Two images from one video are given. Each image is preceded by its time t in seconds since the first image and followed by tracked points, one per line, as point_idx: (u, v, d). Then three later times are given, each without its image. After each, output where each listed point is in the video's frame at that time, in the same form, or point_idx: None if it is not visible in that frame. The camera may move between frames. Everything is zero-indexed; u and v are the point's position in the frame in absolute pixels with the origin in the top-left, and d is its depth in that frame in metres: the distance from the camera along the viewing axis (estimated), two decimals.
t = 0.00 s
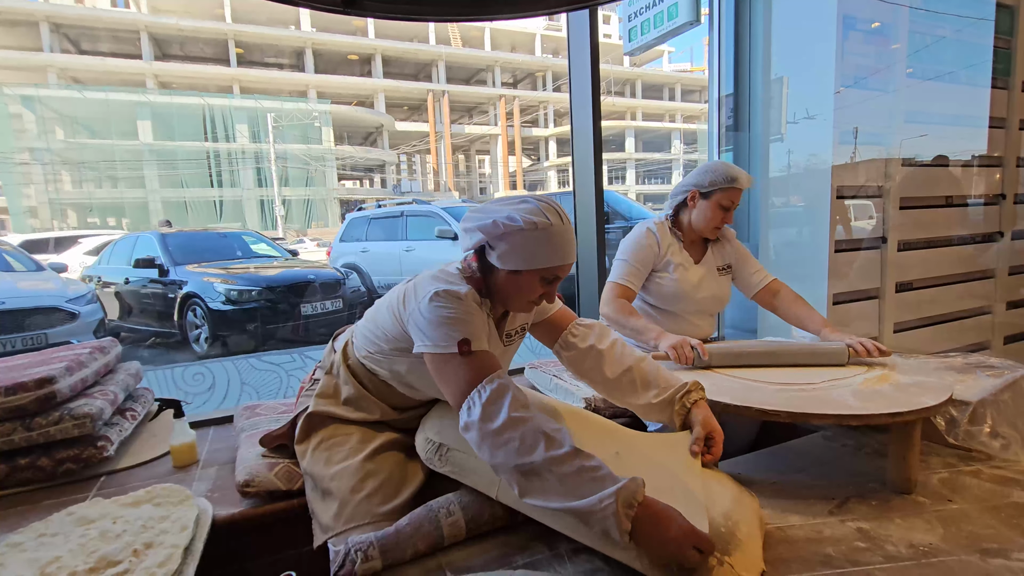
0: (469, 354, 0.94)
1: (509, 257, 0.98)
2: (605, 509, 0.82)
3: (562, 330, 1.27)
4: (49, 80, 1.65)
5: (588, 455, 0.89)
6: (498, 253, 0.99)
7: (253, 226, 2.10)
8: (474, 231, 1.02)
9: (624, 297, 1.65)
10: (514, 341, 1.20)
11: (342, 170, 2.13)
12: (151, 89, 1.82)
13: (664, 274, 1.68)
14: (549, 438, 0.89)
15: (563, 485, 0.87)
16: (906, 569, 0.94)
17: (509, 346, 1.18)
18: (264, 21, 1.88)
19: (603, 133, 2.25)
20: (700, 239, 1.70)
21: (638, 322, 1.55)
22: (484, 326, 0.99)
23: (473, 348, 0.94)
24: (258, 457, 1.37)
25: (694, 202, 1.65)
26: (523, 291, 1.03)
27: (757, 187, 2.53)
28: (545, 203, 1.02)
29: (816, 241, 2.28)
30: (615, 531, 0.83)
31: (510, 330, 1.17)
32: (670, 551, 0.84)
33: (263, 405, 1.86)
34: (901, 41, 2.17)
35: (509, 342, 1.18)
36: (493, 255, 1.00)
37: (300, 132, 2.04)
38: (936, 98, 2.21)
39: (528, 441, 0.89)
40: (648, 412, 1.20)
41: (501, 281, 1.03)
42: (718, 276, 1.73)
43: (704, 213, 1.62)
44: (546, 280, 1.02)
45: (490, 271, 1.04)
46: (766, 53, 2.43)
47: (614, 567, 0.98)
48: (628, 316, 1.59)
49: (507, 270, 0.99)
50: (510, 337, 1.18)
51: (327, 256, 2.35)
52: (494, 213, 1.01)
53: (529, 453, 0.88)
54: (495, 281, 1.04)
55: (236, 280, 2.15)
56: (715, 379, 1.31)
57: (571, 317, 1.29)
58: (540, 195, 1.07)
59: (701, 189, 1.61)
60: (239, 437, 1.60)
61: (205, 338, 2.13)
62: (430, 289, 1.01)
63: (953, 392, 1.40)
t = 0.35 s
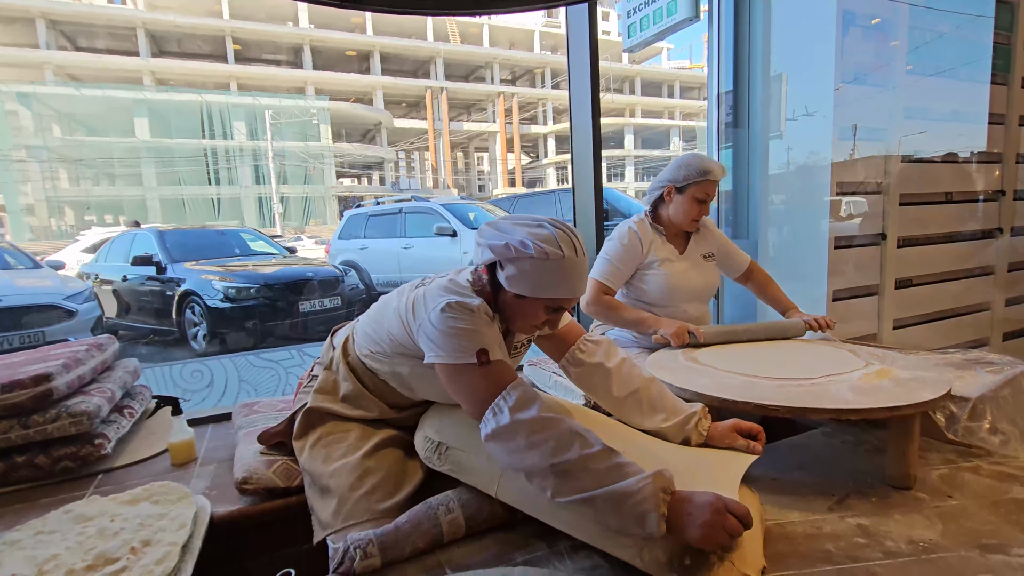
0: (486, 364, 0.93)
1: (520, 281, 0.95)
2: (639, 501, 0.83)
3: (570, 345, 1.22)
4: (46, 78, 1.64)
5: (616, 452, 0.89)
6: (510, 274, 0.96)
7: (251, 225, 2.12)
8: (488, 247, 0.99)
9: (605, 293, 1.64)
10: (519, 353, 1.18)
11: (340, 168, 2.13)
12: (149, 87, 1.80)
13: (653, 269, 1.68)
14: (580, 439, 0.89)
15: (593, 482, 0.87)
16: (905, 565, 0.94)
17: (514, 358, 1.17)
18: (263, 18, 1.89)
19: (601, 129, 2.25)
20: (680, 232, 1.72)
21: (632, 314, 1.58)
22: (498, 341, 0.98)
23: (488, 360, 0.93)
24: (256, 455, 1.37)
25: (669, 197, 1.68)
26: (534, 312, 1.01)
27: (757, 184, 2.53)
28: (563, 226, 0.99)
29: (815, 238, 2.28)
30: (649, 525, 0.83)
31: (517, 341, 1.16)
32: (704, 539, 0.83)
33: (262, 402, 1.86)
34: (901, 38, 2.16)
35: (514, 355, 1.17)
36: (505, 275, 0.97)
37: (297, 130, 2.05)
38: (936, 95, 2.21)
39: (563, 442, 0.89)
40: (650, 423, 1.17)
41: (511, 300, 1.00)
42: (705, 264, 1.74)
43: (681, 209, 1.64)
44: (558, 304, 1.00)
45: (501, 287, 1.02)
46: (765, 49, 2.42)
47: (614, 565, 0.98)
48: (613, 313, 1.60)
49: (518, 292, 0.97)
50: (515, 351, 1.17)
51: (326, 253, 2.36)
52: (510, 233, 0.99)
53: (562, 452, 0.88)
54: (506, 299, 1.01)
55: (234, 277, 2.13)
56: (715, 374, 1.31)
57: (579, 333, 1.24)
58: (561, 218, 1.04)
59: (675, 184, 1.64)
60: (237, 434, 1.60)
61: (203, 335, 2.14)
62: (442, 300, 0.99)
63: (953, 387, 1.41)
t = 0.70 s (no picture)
0: (485, 365, 0.92)
1: (519, 282, 0.94)
2: (635, 519, 0.83)
3: (578, 354, 1.22)
4: (42, 76, 1.62)
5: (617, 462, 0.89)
6: (511, 275, 0.95)
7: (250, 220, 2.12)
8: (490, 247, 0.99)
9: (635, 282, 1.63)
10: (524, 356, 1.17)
11: (338, 165, 2.14)
12: (145, 84, 1.79)
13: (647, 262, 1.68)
14: (578, 445, 0.89)
15: (590, 493, 0.87)
16: (905, 560, 0.94)
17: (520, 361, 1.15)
18: (258, 14, 1.93)
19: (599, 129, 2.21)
20: (662, 229, 1.74)
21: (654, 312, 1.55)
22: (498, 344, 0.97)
23: (487, 362, 0.93)
24: (255, 452, 1.37)
25: (643, 195, 1.71)
26: (537, 313, 1.00)
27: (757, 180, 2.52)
28: (563, 228, 0.98)
29: (815, 235, 2.28)
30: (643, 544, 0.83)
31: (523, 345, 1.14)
32: (693, 574, 0.81)
33: (262, 400, 1.85)
34: (900, 33, 2.15)
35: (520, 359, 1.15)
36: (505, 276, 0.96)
37: (295, 126, 2.01)
38: (934, 90, 2.20)
39: (559, 450, 0.88)
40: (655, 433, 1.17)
41: (512, 302, 0.99)
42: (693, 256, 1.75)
43: (650, 206, 1.69)
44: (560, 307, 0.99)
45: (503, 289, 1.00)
46: (764, 46, 2.41)
47: (614, 561, 0.98)
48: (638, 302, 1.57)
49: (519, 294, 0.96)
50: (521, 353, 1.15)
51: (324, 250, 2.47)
52: (511, 233, 0.97)
53: (559, 461, 0.88)
54: (508, 301, 1.00)
55: (232, 274, 2.14)
56: (713, 371, 1.31)
57: (586, 341, 1.23)
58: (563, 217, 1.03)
59: (645, 183, 1.67)
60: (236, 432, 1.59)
61: (201, 333, 2.14)
62: (443, 300, 0.98)
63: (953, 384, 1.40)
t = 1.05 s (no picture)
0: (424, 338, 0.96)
1: (485, 231, 0.98)
2: (524, 497, 0.86)
3: (537, 327, 1.37)
4: (38, 71, 1.64)
5: (510, 438, 0.92)
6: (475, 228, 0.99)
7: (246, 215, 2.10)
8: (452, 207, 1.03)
9: (596, 277, 1.64)
10: (508, 323, 1.20)
11: (336, 163, 2.10)
12: (142, 80, 1.78)
13: (644, 261, 1.70)
14: (472, 428, 0.93)
15: (488, 471, 0.91)
16: (904, 555, 0.94)
17: (503, 328, 1.19)
18: (257, 9, 1.90)
19: (598, 122, 2.22)
20: (658, 227, 1.74)
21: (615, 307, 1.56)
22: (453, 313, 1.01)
23: (428, 334, 0.96)
24: (254, 449, 1.37)
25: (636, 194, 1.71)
26: (502, 267, 1.03)
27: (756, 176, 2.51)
28: (525, 173, 1.01)
29: (813, 232, 2.28)
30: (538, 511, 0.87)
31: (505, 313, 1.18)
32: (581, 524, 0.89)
33: (260, 397, 1.85)
34: (900, 29, 2.14)
35: (503, 325, 1.19)
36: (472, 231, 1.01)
37: (292, 122, 2.01)
38: (927, 87, 2.19)
39: (454, 431, 0.92)
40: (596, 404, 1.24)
41: (480, 256, 1.03)
42: (688, 252, 1.76)
43: (642, 206, 1.69)
44: (526, 253, 1.02)
45: (471, 248, 1.04)
46: (762, 41, 2.40)
47: (614, 556, 0.98)
48: (594, 296, 1.57)
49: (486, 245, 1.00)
50: (503, 320, 1.18)
51: (323, 246, 2.39)
52: (470, 186, 1.02)
53: (454, 442, 0.92)
54: (478, 258, 1.04)
55: (230, 272, 2.13)
56: (713, 367, 1.31)
57: (544, 317, 1.38)
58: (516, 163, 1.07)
59: (638, 182, 1.67)
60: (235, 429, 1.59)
61: (199, 331, 2.11)
62: (407, 265, 1.03)
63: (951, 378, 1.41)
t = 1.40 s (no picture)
0: (401, 312, 1.00)
1: (439, 188, 1.06)
2: (501, 471, 0.88)
3: (512, 300, 1.38)
4: (34, 68, 1.62)
5: (495, 413, 0.93)
6: (430, 191, 1.08)
7: (245, 217, 2.07)
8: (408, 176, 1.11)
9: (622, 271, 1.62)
10: (486, 293, 1.25)
11: (334, 159, 2.09)
12: (139, 77, 1.77)
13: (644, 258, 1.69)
14: (459, 400, 0.95)
15: (471, 446, 0.93)
16: (904, 550, 0.94)
17: (482, 298, 1.24)
18: (253, 6, 1.89)
19: (597, 118, 2.21)
20: (659, 223, 1.73)
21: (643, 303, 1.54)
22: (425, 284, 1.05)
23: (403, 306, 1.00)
24: (252, 446, 1.36)
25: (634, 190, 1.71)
26: (461, 226, 1.09)
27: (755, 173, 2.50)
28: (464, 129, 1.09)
29: (812, 228, 2.27)
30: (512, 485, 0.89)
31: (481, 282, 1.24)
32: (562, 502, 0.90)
33: (258, 394, 1.85)
34: (899, 24, 2.15)
35: (481, 294, 1.23)
36: (427, 194, 1.09)
37: (291, 119, 2.01)
38: (930, 81, 2.20)
39: (441, 404, 0.95)
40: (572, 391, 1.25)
41: (441, 219, 1.11)
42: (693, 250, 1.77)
43: (641, 202, 1.68)
44: (481, 207, 1.09)
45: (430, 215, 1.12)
46: (761, 37, 2.39)
47: (614, 552, 0.98)
48: (624, 291, 1.56)
49: (442, 203, 1.08)
50: (481, 289, 1.23)
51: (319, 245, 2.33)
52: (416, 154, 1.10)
53: (440, 415, 0.95)
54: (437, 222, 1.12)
55: (229, 270, 2.13)
56: (712, 362, 1.31)
57: (519, 290, 1.39)
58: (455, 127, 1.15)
59: (634, 179, 1.67)
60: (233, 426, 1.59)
61: (198, 328, 2.14)
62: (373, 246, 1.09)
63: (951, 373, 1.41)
